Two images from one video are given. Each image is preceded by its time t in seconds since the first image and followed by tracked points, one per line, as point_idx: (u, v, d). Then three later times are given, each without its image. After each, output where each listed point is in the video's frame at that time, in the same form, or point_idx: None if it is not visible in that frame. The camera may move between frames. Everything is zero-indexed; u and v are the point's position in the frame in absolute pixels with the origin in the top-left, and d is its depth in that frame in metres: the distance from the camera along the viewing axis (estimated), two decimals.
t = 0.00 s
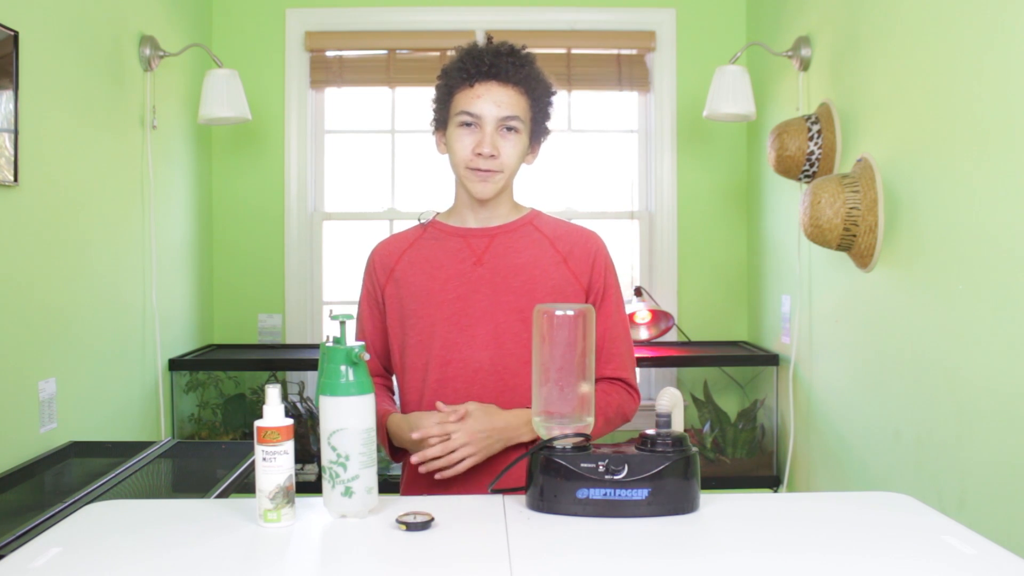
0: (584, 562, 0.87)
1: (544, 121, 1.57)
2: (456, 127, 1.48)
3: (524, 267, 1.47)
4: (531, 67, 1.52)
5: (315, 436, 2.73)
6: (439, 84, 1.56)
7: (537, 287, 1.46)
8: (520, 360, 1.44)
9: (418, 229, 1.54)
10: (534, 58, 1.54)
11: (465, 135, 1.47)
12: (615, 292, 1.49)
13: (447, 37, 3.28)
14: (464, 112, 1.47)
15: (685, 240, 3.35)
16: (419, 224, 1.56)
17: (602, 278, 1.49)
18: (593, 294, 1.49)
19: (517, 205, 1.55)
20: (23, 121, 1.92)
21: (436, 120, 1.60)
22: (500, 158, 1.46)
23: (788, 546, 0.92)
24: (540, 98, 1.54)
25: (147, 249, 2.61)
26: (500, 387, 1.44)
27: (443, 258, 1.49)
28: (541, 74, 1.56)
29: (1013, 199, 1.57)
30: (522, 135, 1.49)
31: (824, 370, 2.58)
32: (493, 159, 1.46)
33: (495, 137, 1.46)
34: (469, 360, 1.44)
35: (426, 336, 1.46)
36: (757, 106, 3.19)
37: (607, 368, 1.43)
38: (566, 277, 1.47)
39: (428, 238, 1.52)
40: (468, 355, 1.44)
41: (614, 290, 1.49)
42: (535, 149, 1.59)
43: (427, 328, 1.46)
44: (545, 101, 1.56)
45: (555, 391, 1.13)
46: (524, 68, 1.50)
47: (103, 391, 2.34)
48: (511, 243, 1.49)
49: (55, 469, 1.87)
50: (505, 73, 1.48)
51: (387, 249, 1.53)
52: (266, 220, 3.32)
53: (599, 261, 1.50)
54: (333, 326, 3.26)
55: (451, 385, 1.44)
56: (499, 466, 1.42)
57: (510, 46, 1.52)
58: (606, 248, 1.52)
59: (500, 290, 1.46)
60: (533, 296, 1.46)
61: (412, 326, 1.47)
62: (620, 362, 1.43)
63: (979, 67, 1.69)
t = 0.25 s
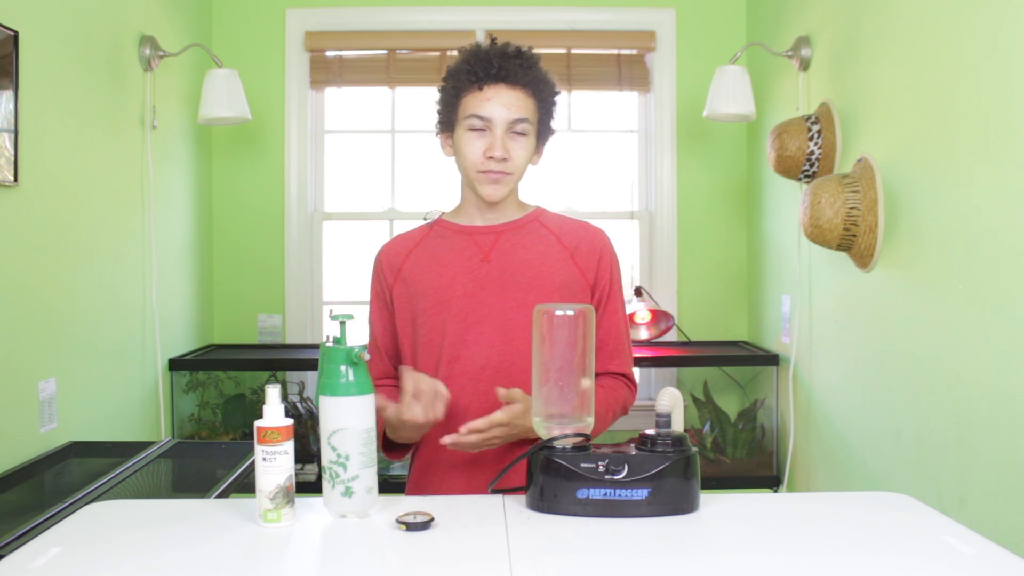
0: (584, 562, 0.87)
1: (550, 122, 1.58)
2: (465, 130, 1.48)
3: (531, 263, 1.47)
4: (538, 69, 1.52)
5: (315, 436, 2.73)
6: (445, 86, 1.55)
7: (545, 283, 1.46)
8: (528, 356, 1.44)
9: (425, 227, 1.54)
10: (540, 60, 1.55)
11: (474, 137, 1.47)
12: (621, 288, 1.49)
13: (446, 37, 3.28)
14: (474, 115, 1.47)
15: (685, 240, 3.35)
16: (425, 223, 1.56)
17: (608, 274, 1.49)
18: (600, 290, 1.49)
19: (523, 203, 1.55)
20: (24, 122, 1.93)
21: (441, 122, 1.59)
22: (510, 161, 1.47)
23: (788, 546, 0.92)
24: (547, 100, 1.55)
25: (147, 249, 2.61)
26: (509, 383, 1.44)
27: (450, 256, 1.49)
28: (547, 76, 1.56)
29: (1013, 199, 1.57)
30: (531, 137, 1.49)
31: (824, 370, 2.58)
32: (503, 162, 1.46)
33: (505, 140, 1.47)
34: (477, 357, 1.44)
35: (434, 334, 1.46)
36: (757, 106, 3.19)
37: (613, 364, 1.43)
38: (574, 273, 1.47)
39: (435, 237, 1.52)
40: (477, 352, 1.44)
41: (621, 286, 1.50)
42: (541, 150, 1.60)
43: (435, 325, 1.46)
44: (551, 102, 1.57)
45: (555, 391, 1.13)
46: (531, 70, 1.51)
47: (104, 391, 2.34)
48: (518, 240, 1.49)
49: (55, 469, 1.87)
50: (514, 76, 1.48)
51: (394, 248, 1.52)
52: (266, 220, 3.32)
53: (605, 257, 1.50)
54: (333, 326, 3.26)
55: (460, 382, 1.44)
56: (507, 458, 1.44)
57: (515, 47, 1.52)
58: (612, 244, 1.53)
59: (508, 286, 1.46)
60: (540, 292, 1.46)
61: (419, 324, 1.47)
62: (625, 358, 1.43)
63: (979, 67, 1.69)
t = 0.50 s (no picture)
0: (584, 562, 0.87)
1: (555, 123, 1.58)
2: (473, 129, 1.48)
3: (534, 264, 1.48)
4: (546, 70, 1.53)
5: (315, 436, 2.73)
6: (452, 85, 1.55)
7: (547, 284, 1.47)
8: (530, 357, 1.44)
9: (427, 228, 1.54)
10: (548, 61, 1.55)
11: (482, 136, 1.47)
12: (623, 291, 1.50)
13: (446, 37, 3.28)
14: (482, 114, 1.47)
15: (685, 240, 3.35)
16: (427, 223, 1.56)
17: (611, 277, 1.49)
18: (602, 292, 1.49)
19: (526, 204, 1.55)
20: (24, 121, 1.93)
21: (447, 121, 1.59)
22: (517, 161, 1.46)
23: (788, 546, 0.92)
24: (553, 101, 1.55)
25: (147, 249, 2.61)
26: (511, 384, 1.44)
27: (453, 256, 1.49)
28: (554, 77, 1.56)
29: (1013, 199, 1.57)
30: (538, 137, 1.49)
31: (824, 370, 2.58)
32: (510, 161, 1.46)
33: (512, 139, 1.47)
34: (480, 357, 1.44)
35: (436, 334, 1.46)
36: (757, 106, 3.19)
37: (616, 366, 1.43)
38: (576, 274, 1.48)
39: (437, 237, 1.52)
40: (479, 353, 1.44)
41: (623, 288, 1.50)
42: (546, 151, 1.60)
43: (437, 325, 1.46)
44: (557, 103, 1.57)
45: (555, 391, 1.13)
46: (540, 71, 1.51)
47: (103, 391, 2.34)
48: (520, 241, 1.50)
49: (55, 469, 1.87)
50: (523, 75, 1.48)
51: (396, 247, 1.52)
52: (266, 220, 3.32)
53: (607, 259, 1.51)
54: (333, 326, 3.26)
55: (462, 382, 1.44)
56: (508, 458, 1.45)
57: (523, 48, 1.52)
58: (614, 247, 1.53)
59: (510, 287, 1.46)
60: (543, 293, 1.46)
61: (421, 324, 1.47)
62: (628, 361, 1.44)
63: (979, 67, 1.69)
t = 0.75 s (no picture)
0: (584, 562, 0.87)
1: (556, 124, 1.58)
2: (475, 128, 1.48)
3: (535, 265, 1.48)
4: (549, 70, 1.53)
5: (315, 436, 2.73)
6: (455, 83, 1.55)
7: (548, 284, 1.47)
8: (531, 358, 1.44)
9: (428, 228, 1.54)
10: (551, 61, 1.55)
11: (483, 136, 1.47)
12: (624, 291, 1.50)
13: (446, 37, 3.28)
14: (484, 114, 1.47)
15: (685, 240, 3.35)
16: (428, 223, 1.56)
17: (612, 277, 1.50)
18: (604, 293, 1.49)
19: (527, 204, 1.56)
20: (24, 121, 1.93)
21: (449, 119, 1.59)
22: (517, 161, 1.46)
23: (788, 546, 0.92)
24: (556, 101, 1.55)
25: (147, 249, 2.61)
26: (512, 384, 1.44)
27: (454, 256, 1.49)
28: (557, 77, 1.56)
29: (1013, 199, 1.57)
30: (539, 137, 1.49)
31: (824, 370, 2.58)
32: (511, 161, 1.46)
33: (513, 139, 1.47)
34: (481, 358, 1.44)
35: (437, 334, 1.46)
36: (757, 106, 3.19)
37: (619, 366, 1.44)
38: (577, 274, 1.48)
39: (438, 237, 1.52)
40: (481, 353, 1.44)
41: (624, 289, 1.50)
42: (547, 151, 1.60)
43: (438, 325, 1.46)
44: (559, 104, 1.57)
45: (555, 391, 1.13)
46: (542, 71, 1.51)
47: (103, 391, 2.33)
48: (521, 241, 1.50)
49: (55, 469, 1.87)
50: (526, 75, 1.48)
51: (397, 247, 1.52)
52: (266, 220, 3.32)
53: (608, 260, 1.51)
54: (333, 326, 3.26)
55: (463, 382, 1.44)
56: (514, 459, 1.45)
57: (527, 48, 1.52)
58: (615, 247, 1.53)
59: (511, 287, 1.46)
60: (544, 293, 1.46)
61: (422, 324, 1.47)
62: (629, 361, 1.44)
63: (979, 67, 1.69)
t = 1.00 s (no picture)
0: (584, 562, 0.87)
1: (557, 124, 1.58)
2: (476, 129, 1.48)
3: (536, 265, 1.48)
4: (550, 71, 1.52)
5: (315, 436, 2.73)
6: (456, 83, 1.55)
7: (549, 285, 1.47)
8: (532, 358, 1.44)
9: (429, 228, 1.54)
10: (552, 62, 1.55)
11: (484, 137, 1.47)
12: (624, 291, 1.50)
13: (447, 37, 3.28)
14: (485, 114, 1.47)
15: (685, 240, 3.35)
16: (428, 223, 1.56)
17: (613, 278, 1.50)
18: (604, 293, 1.49)
19: (527, 204, 1.55)
20: (24, 121, 1.93)
21: (450, 119, 1.59)
22: (519, 162, 1.46)
23: (788, 546, 0.92)
24: (556, 102, 1.55)
25: (147, 249, 2.61)
26: (513, 385, 1.44)
27: (454, 257, 1.49)
28: (558, 78, 1.56)
29: (1013, 200, 1.57)
30: (540, 138, 1.49)
31: (824, 370, 2.58)
32: (512, 162, 1.46)
33: (514, 140, 1.46)
34: (482, 358, 1.44)
35: (438, 335, 1.46)
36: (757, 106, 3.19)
37: (616, 367, 1.44)
38: (578, 275, 1.48)
39: (439, 238, 1.52)
40: (482, 354, 1.44)
41: (624, 289, 1.50)
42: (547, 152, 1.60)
43: (439, 326, 1.46)
44: (560, 104, 1.57)
45: (555, 391, 1.13)
46: (544, 72, 1.51)
47: (103, 391, 2.33)
48: (522, 242, 1.50)
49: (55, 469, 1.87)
50: (527, 76, 1.48)
51: (397, 248, 1.52)
52: (266, 220, 3.32)
53: (609, 260, 1.51)
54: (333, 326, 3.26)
55: (464, 383, 1.44)
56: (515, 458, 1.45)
57: (528, 49, 1.52)
58: (615, 247, 1.53)
59: (512, 288, 1.46)
60: (545, 293, 1.46)
61: (423, 325, 1.47)
62: (628, 361, 1.44)
63: (979, 67, 1.69)
